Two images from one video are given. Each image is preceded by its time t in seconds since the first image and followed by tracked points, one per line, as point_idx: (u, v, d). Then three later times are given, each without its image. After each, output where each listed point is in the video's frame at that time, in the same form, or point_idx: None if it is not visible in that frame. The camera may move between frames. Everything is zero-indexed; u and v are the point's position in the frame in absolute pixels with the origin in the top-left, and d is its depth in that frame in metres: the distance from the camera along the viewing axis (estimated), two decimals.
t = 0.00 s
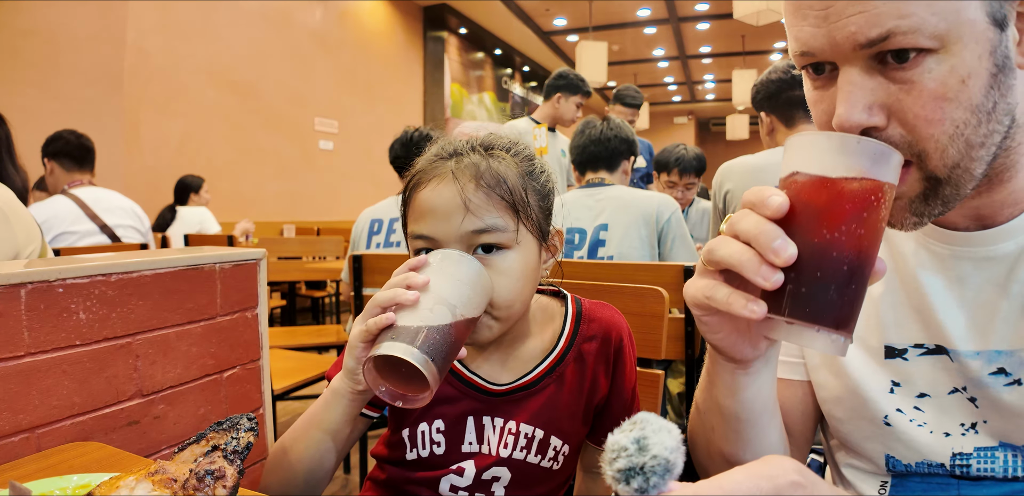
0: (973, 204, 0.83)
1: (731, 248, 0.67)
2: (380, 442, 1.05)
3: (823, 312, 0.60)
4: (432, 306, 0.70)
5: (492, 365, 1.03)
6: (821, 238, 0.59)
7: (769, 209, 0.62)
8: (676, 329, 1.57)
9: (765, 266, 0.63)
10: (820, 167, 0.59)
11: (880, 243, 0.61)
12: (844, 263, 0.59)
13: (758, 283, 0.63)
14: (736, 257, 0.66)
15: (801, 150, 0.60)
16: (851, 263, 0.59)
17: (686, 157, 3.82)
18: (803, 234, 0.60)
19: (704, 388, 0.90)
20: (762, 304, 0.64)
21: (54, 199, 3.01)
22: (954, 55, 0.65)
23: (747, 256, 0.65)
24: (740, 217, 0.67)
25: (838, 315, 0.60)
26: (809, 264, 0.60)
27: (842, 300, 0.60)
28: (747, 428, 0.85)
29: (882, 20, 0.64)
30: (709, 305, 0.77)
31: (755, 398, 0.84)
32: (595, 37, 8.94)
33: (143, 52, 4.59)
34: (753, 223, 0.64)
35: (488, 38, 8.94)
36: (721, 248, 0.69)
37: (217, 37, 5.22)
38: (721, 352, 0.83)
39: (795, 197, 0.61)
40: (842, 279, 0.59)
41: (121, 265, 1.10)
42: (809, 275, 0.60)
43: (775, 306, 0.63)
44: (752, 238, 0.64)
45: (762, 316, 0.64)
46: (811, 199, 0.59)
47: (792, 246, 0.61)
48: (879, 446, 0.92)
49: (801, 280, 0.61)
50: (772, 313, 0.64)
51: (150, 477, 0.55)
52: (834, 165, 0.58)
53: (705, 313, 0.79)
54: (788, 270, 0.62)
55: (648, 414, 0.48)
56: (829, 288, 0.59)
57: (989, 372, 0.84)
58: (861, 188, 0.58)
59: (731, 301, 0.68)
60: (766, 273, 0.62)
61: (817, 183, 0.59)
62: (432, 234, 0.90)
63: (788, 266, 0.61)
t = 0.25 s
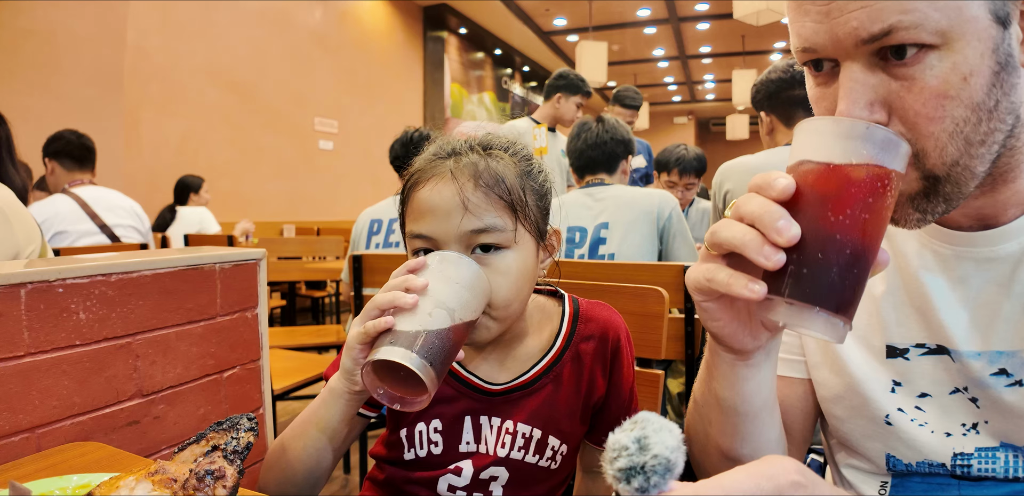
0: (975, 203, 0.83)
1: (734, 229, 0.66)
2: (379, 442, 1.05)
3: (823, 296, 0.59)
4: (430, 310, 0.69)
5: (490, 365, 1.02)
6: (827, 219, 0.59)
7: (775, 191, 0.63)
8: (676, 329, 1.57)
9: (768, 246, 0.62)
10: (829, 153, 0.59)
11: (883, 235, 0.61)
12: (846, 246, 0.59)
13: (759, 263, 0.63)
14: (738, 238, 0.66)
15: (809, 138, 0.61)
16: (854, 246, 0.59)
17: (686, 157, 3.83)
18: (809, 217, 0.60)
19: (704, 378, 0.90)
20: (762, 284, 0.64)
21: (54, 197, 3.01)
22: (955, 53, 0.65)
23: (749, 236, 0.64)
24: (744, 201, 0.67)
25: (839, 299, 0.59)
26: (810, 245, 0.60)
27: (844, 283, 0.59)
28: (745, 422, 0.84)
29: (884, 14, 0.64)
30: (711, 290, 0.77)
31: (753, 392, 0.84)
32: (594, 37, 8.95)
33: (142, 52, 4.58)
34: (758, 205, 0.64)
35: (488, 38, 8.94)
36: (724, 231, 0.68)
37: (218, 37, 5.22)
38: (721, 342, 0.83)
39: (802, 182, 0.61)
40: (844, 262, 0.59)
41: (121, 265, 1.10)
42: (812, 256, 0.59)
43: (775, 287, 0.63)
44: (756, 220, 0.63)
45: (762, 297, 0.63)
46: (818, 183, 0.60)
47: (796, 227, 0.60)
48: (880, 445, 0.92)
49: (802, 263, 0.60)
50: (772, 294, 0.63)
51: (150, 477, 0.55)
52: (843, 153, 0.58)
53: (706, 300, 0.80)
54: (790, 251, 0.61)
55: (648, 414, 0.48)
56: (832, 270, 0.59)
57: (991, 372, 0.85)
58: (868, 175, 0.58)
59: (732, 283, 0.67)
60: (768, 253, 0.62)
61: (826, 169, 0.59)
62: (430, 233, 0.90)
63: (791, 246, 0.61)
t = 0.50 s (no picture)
0: (980, 200, 0.83)
1: (731, 203, 0.66)
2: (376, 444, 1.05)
3: (818, 267, 0.59)
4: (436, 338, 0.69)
5: (485, 363, 1.03)
6: (826, 195, 0.59)
7: (776, 166, 0.63)
8: (676, 329, 1.57)
9: (765, 218, 0.62)
10: (833, 135, 0.60)
11: (880, 223, 0.62)
12: (843, 221, 0.59)
13: (755, 234, 0.62)
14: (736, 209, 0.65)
15: (812, 120, 0.62)
16: (850, 222, 0.59)
17: (686, 157, 3.82)
18: (806, 190, 0.60)
19: (702, 367, 0.91)
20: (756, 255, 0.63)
21: (55, 197, 3.01)
22: (956, 45, 0.65)
23: (746, 209, 0.64)
24: (743, 179, 0.67)
25: (835, 270, 0.59)
26: (804, 217, 0.60)
27: (838, 260, 0.59)
28: (740, 412, 0.84)
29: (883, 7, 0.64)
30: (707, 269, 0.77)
31: (749, 385, 0.84)
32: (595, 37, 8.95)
33: (142, 52, 4.58)
34: (757, 181, 0.64)
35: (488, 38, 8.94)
36: (720, 207, 0.68)
37: (218, 37, 5.22)
38: (717, 327, 0.82)
39: (805, 158, 0.61)
40: (839, 239, 0.59)
41: (121, 265, 1.10)
42: (808, 229, 0.59)
43: (769, 260, 0.62)
44: (754, 194, 0.63)
45: (755, 269, 0.62)
46: (819, 164, 0.60)
47: (794, 200, 0.60)
48: (880, 442, 0.93)
49: (797, 233, 0.60)
50: (765, 266, 0.62)
51: (150, 477, 0.55)
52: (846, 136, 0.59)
53: (705, 280, 0.79)
54: (787, 224, 0.61)
55: (649, 413, 0.48)
56: (828, 243, 0.59)
57: (992, 371, 0.85)
58: (870, 159, 0.59)
59: (725, 254, 0.66)
60: (765, 224, 0.61)
61: (828, 152, 0.60)
62: (425, 235, 0.89)
63: (788, 218, 0.61)
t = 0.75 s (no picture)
0: (984, 197, 0.83)
1: (730, 179, 0.67)
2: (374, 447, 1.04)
3: (814, 244, 0.61)
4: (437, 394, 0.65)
5: (479, 359, 1.02)
6: (826, 174, 0.61)
7: (776, 145, 0.65)
8: (676, 329, 1.57)
9: (763, 194, 0.63)
10: (835, 119, 0.62)
11: (878, 208, 0.63)
12: (840, 199, 0.61)
13: (752, 210, 0.63)
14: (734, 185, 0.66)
15: (817, 104, 0.64)
16: (847, 200, 0.61)
17: (686, 157, 3.82)
18: (806, 168, 0.62)
19: (697, 357, 0.91)
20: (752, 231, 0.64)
21: (56, 196, 3.02)
22: (960, 32, 0.65)
23: (745, 184, 0.65)
24: (744, 159, 0.68)
25: (831, 246, 0.61)
26: (800, 195, 0.62)
27: (833, 238, 0.61)
28: (735, 401, 0.84)
29: None
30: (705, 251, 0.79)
31: (746, 375, 0.84)
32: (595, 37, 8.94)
33: (142, 52, 4.58)
34: (757, 159, 0.65)
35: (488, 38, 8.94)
36: (719, 185, 0.69)
37: (218, 37, 5.22)
38: (714, 312, 0.83)
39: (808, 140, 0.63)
40: (836, 217, 0.61)
41: (121, 264, 1.10)
42: (805, 206, 0.61)
43: (765, 235, 0.64)
44: (754, 171, 0.65)
45: (750, 244, 0.64)
46: (821, 146, 0.62)
47: (793, 176, 0.62)
48: (882, 439, 0.94)
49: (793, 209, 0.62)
50: (760, 242, 0.64)
51: (150, 477, 0.54)
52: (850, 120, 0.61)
53: (703, 262, 0.80)
54: (784, 200, 0.63)
55: (649, 413, 0.48)
56: (824, 220, 0.61)
57: (994, 369, 0.86)
58: (874, 145, 0.61)
59: (722, 230, 0.68)
60: (762, 199, 0.63)
61: (831, 135, 0.61)
62: (422, 229, 0.88)
63: (787, 195, 0.62)
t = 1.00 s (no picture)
0: (985, 190, 0.84)
1: (728, 146, 0.68)
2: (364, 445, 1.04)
3: (807, 207, 0.62)
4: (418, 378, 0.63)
5: (473, 348, 1.02)
6: (820, 141, 0.61)
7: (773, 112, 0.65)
8: (676, 330, 1.56)
9: (757, 158, 0.64)
10: (834, 88, 0.62)
11: (872, 180, 0.64)
12: (835, 166, 0.61)
13: (747, 174, 0.64)
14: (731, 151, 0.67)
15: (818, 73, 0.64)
16: (841, 167, 0.61)
17: (686, 158, 3.82)
18: (801, 134, 0.62)
19: (692, 336, 0.89)
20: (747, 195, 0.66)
21: (56, 196, 3.02)
22: (959, 9, 0.66)
23: (741, 150, 0.66)
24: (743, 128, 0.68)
25: (823, 210, 0.62)
26: (793, 159, 0.63)
27: (826, 203, 0.62)
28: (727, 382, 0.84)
29: None
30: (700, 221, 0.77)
31: (740, 355, 0.84)
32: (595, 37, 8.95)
33: (142, 52, 4.58)
34: (755, 126, 0.65)
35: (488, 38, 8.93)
36: (717, 152, 0.69)
37: (218, 36, 5.22)
38: (708, 287, 0.81)
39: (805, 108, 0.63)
40: (828, 186, 0.62)
41: (121, 265, 1.10)
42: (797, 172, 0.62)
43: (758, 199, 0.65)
44: (750, 140, 0.65)
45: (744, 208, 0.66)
46: (817, 116, 0.62)
47: (789, 142, 0.62)
48: (882, 433, 0.94)
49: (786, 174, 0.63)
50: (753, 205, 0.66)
51: (150, 477, 0.54)
52: (849, 88, 0.61)
53: (699, 234, 0.79)
54: (777, 165, 0.63)
55: (649, 413, 0.48)
56: (816, 185, 0.62)
57: (995, 365, 0.86)
58: (873, 114, 0.61)
59: (717, 196, 0.69)
60: (756, 164, 0.64)
61: (828, 107, 0.61)
62: (435, 190, 0.90)
63: (780, 159, 0.63)
